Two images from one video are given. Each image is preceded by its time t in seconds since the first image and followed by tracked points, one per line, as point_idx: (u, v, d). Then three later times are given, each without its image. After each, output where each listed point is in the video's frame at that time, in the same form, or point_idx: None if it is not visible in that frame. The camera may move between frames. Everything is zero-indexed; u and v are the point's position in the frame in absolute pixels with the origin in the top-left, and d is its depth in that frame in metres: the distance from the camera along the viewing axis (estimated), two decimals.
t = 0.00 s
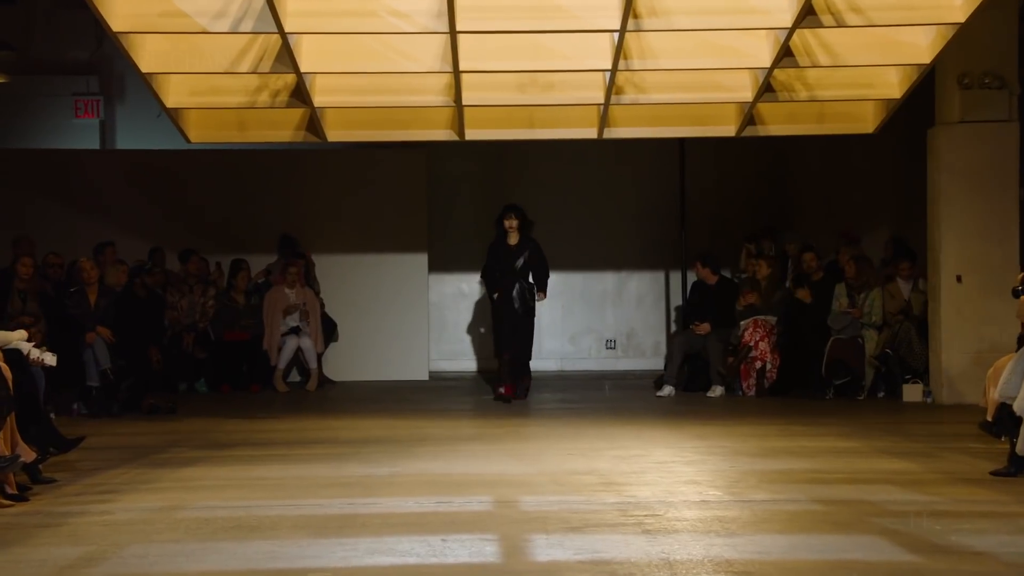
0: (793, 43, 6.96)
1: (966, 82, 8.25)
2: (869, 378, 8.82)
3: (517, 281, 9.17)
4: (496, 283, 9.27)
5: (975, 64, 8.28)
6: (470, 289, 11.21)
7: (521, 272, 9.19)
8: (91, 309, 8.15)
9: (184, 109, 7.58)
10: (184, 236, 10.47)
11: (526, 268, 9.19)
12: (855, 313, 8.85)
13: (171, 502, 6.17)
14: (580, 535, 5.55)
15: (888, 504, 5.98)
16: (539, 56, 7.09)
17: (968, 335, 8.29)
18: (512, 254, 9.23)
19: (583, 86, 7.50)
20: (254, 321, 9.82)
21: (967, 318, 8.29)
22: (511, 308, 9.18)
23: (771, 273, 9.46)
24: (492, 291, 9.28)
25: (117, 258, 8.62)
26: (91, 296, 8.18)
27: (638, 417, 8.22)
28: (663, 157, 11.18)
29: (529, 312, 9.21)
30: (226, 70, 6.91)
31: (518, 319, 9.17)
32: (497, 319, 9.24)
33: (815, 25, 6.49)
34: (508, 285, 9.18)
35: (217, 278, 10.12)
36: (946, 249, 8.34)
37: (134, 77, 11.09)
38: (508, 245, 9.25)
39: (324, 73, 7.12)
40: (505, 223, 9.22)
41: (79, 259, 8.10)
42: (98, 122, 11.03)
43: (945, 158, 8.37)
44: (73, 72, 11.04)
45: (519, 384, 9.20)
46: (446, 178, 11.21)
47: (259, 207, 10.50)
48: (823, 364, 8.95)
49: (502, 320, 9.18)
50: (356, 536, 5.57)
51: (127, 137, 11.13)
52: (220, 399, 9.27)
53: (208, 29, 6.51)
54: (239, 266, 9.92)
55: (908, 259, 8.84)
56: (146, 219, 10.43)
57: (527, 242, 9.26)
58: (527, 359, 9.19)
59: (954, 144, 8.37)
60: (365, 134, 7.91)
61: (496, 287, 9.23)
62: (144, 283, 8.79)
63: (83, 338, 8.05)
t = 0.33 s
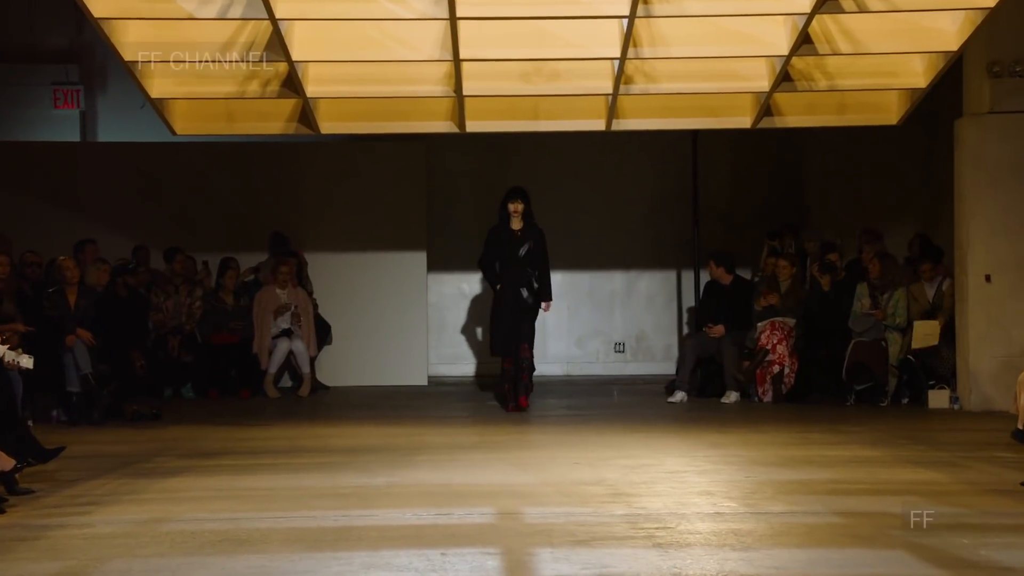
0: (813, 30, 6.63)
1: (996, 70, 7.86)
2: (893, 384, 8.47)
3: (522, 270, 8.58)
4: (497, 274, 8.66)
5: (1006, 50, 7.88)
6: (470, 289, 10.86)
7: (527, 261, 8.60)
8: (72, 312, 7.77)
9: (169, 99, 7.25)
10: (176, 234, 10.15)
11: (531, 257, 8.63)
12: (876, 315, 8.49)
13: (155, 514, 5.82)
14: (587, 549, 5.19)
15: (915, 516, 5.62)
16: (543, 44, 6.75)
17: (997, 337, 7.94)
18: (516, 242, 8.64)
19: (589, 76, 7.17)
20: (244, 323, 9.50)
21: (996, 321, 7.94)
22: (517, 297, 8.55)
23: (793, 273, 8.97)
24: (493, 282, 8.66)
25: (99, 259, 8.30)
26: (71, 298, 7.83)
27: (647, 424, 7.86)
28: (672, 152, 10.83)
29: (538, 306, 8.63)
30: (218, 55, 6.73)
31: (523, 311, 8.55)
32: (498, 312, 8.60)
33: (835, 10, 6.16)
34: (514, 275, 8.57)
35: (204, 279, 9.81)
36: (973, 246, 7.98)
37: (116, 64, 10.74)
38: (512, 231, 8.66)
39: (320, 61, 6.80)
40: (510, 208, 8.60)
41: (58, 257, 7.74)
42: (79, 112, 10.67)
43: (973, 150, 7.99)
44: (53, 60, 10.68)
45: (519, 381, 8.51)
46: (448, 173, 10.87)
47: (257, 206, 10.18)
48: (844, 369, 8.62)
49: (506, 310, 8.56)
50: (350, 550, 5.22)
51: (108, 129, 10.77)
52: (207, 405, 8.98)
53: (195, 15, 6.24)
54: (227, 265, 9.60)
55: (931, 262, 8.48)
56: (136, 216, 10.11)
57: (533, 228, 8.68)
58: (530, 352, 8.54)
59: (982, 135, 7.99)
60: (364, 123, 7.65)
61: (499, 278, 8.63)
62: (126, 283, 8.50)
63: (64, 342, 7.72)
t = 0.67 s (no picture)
0: (829, 16, 6.37)
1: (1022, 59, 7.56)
2: (912, 392, 8.20)
3: (522, 278, 8.11)
4: (497, 281, 8.23)
5: None
6: (470, 290, 10.58)
7: (528, 269, 8.12)
8: (50, 313, 7.45)
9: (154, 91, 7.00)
10: (168, 232, 9.88)
11: (534, 265, 8.14)
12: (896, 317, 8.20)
13: (138, 525, 5.51)
14: (592, 563, 4.89)
15: (937, 528, 5.31)
16: (544, 31, 6.49)
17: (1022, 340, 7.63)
18: (518, 248, 8.15)
19: (594, 65, 6.91)
20: (231, 325, 9.23)
21: (1021, 322, 7.63)
22: (518, 308, 8.09)
23: (808, 272, 8.65)
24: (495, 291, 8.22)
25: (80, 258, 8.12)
26: (49, 298, 7.50)
27: (653, 431, 7.56)
28: (679, 147, 10.54)
29: (540, 315, 8.13)
30: (200, 48, 6.50)
31: (524, 321, 8.07)
32: (501, 321, 8.17)
33: None
34: (514, 285, 8.12)
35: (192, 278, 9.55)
36: (997, 244, 7.68)
37: (97, 53, 10.46)
38: (514, 236, 8.18)
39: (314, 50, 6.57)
40: (512, 209, 8.15)
41: (37, 256, 7.48)
42: (58, 102, 10.37)
43: (996, 142, 7.67)
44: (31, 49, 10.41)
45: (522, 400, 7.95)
46: (449, 168, 10.58)
47: (252, 203, 9.90)
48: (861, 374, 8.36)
49: (508, 322, 8.09)
50: (342, 563, 4.91)
51: (88, 118, 10.51)
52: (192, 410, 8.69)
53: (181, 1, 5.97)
54: (214, 263, 9.35)
55: (953, 266, 8.11)
56: (126, 215, 9.84)
57: (537, 232, 8.21)
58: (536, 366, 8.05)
59: (1007, 127, 7.68)
60: (357, 118, 7.29)
61: (500, 286, 8.20)
62: (109, 281, 8.32)
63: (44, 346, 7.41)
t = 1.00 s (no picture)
0: (843, 5, 6.14)
1: None
2: (929, 396, 7.96)
3: (524, 279, 7.62)
4: (497, 283, 7.70)
5: None
6: (469, 290, 10.36)
7: (530, 269, 7.64)
8: (31, 313, 7.36)
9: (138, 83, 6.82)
10: (160, 231, 9.66)
11: (536, 263, 7.67)
12: (912, 317, 8.02)
13: (123, 534, 5.27)
14: (596, 574, 4.64)
15: (956, 538, 5.06)
16: (547, 21, 6.27)
17: None
18: (520, 246, 7.67)
19: (598, 56, 6.71)
20: (220, 326, 9.04)
21: None
22: (519, 311, 7.59)
23: (820, 272, 8.41)
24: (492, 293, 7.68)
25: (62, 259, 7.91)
26: (30, 299, 7.45)
27: (659, 437, 7.33)
28: (684, 142, 10.31)
29: (541, 319, 7.66)
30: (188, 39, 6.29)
31: (527, 326, 7.59)
32: (498, 326, 7.62)
33: None
34: (514, 287, 7.62)
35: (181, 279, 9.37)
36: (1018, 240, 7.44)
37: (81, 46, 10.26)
38: (515, 234, 7.69)
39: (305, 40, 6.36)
40: (511, 205, 7.59)
41: (17, 254, 7.42)
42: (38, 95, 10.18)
43: (1016, 134, 7.44)
44: (8, 39, 10.18)
45: (528, 408, 7.68)
46: (449, 164, 10.36)
47: (245, 199, 9.67)
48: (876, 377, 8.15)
49: (508, 328, 7.58)
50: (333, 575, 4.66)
51: (71, 111, 10.32)
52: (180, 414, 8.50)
53: None
54: (202, 263, 9.16)
55: (971, 272, 7.85)
56: (117, 213, 9.62)
57: (539, 229, 7.73)
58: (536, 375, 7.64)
59: None
60: (351, 112, 7.13)
61: (499, 287, 7.66)
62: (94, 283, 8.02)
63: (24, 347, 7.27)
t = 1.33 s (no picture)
0: None
1: None
2: (939, 398, 7.77)
3: (528, 263, 7.30)
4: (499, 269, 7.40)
5: None
6: (468, 289, 10.20)
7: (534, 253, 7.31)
8: (18, 313, 7.30)
9: (125, 79, 6.78)
10: (156, 229, 9.52)
11: (541, 246, 7.33)
12: (922, 316, 7.86)
13: (113, 540, 5.12)
14: None
15: (967, 543, 4.90)
16: (546, 14, 6.14)
17: None
18: (522, 230, 7.34)
19: (600, 49, 6.57)
20: (211, 328, 8.94)
21: None
22: (523, 297, 7.28)
23: (827, 269, 8.39)
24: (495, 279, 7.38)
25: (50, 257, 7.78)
26: (18, 298, 7.37)
27: (662, 440, 7.18)
28: (687, 139, 10.16)
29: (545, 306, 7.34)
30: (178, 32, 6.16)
31: (530, 311, 7.27)
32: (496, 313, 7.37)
33: None
34: (518, 271, 7.29)
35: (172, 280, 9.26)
36: None
37: (70, 41, 10.14)
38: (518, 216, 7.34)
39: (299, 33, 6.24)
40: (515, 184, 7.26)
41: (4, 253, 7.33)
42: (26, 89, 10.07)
43: None
44: None
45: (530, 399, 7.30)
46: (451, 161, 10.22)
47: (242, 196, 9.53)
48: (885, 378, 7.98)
49: (511, 315, 7.30)
50: None
51: (60, 107, 10.19)
52: (172, 416, 8.37)
53: None
54: (192, 262, 9.03)
55: (985, 268, 7.68)
56: (111, 211, 9.48)
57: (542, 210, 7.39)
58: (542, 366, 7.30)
59: None
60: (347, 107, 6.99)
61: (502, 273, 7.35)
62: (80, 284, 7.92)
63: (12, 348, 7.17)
